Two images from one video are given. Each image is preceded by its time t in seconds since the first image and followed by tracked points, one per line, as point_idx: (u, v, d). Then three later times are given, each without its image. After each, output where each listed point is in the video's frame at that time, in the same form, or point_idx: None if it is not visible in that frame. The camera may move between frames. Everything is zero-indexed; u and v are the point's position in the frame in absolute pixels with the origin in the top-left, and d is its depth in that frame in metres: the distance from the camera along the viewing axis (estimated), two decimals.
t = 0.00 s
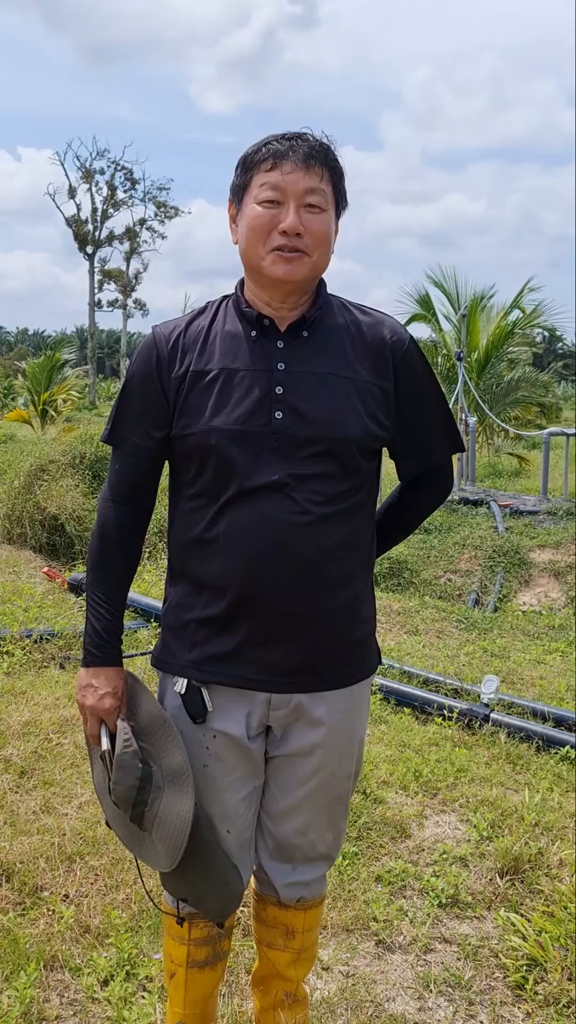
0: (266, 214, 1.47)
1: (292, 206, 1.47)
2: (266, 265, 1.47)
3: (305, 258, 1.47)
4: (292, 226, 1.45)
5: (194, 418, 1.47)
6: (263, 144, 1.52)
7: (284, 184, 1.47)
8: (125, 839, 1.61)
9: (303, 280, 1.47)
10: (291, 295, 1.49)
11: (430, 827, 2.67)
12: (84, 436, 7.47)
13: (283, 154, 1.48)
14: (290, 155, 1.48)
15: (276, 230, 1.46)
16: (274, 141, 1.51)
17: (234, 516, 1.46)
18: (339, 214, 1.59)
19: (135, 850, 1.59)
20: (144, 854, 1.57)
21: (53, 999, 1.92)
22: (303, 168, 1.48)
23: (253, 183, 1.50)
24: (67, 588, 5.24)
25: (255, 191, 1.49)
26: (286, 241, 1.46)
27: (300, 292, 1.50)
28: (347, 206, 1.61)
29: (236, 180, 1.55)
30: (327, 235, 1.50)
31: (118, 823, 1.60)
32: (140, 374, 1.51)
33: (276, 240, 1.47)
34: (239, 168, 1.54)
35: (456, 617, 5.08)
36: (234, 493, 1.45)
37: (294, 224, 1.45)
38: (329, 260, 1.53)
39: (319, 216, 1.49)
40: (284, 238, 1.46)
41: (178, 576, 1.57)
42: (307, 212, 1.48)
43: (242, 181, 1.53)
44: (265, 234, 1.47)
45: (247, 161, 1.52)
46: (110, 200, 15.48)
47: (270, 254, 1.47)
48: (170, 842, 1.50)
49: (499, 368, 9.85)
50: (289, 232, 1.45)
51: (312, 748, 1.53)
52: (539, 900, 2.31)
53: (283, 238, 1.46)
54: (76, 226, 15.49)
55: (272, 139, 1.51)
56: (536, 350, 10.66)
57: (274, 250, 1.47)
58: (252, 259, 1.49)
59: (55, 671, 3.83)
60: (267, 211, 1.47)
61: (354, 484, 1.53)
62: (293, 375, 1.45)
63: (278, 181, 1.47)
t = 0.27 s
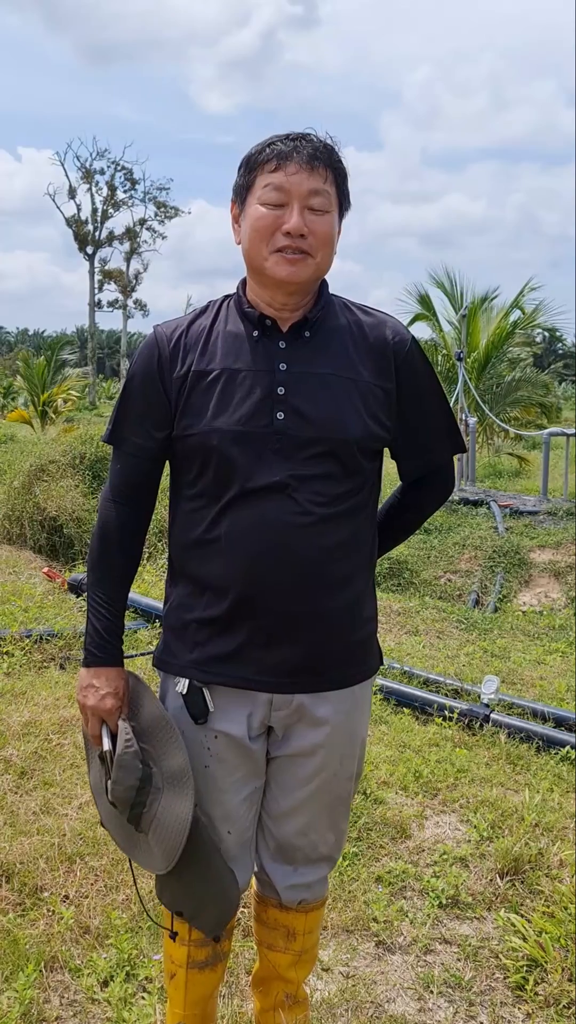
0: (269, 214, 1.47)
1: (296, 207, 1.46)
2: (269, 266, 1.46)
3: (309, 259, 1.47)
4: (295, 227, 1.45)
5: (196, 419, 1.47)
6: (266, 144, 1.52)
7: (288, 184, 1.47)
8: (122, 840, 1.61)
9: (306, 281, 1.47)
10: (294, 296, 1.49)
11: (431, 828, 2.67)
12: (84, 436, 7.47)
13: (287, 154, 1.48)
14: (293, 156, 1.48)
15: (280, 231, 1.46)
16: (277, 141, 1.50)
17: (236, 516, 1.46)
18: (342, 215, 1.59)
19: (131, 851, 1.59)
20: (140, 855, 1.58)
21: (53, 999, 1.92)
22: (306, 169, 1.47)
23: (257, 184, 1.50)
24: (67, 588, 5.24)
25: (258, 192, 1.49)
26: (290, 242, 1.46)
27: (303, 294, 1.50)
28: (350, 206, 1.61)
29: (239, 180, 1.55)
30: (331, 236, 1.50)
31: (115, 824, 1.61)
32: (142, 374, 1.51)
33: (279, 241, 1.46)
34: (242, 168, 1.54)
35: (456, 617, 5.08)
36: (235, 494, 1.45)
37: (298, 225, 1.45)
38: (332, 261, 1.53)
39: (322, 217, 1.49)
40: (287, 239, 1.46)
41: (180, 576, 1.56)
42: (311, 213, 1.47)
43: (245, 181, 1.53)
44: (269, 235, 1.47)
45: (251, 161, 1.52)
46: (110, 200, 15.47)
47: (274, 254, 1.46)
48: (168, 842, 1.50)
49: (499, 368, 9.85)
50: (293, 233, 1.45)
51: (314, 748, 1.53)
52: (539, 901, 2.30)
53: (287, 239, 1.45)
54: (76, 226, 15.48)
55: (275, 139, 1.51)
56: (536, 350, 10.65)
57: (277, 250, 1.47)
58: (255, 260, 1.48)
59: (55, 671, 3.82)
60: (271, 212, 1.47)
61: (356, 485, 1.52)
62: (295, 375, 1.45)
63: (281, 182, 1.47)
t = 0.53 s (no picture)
0: (272, 215, 1.47)
1: (298, 208, 1.47)
2: (271, 267, 1.46)
3: (311, 260, 1.47)
4: (298, 228, 1.45)
5: (197, 418, 1.47)
6: (269, 144, 1.52)
7: (290, 185, 1.47)
8: (111, 841, 1.59)
9: (308, 282, 1.47)
10: (295, 298, 1.49)
11: (430, 829, 2.67)
12: (84, 436, 7.47)
13: (290, 156, 1.48)
14: (296, 157, 1.47)
15: (282, 232, 1.46)
16: (280, 141, 1.50)
17: (237, 516, 1.46)
18: (345, 216, 1.59)
19: (120, 852, 1.58)
20: (129, 857, 1.56)
21: (52, 999, 1.92)
22: (309, 170, 1.47)
23: (259, 185, 1.50)
24: (67, 589, 5.24)
25: (261, 193, 1.49)
26: (292, 243, 1.46)
27: (305, 295, 1.50)
28: (353, 208, 1.61)
29: (242, 181, 1.55)
30: (333, 237, 1.50)
31: (105, 823, 1.59)
32: (143, 373, 1.50)
33: (282, 243, 1.46)
34: (245, 169, 1.54)
35: (456, 617, 5.08)
36: (237, 494, 1.45)
37: (301, 227, 1.45)
38: (335, 262, 1.52)
39: (324, 219, 1.49)
40: (290, 241, 1.46)
41: (181, 576, 1.56)
42: (313, 215, 1.47)
43: (248, 182, 1.53)
44: (271, 236, 1.46)
45: (254, 162, 1.52)
46: (110, 200, 15.46)
47: (276, 256, 1.46)
48: (159, 845, 1.48)
49: (499, 369, 9.85)
50: (295, 234, 1.45)
51: (315, 748, 1.53)
52: (539, 902, 2.30)
53: (289, 240, 1.46)
54: (76, 226, 15.48)
55: (278, 140, 1.51)
56: (536, 350, 10.65)
57: (279, 252, 1.47)
58: (257, 261, 1.48)
59: (54, 671, 3.82)
60: (273, 213, 1.47)
61: (357, 485, 1.52)
62: (297, 375, 1.45)
63: (284, 183, 1.47)
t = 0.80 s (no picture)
0: (275, 216, 1.47)
1: (302, 209, 1.46)
2: (275, 268, 1.46)
3: (314, 261, 1.47)
4: (301, 228, 1.45)
5: (200, 418, 1.47)
6: (273, 145, 1.52)
7: (294, 186, 1.47)
8: (106, 841, 1.60)
9: (312, 283, 1.47)
10: (299, 299, 1.49)
11: (430, 829, 2.67)
12: (84, 436, 7.46)
13: (294, 156, 1.48)
14: (300, 158, 1.47)
15: (285, 233, 1.46)
16: (283, 142, 1.50)
17: (239, 517, 1.45)
18: (348, 217, 1.59)
19: (114, 853, 1.58)
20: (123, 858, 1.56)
21: (51, 1000, 1.92)
22: (313, 171, 1.47)
23: (263, 186, 1.50)
24: (67, 589, 5.24)
25: (264, 194, 1.49)
26: (295, 244, 1.46)
27: (309, 296, 1.50)
28: (356, 209, 1.61)
29: (245, 182, 1.55)
30: (337, 238, 1.50)
31: (100, 823, 1.59)
32: (147, 371, 1.50)
33: (285, 243, 1.46)
34: (248, 170, 1.54)
35: (456, 618, 5.08)
36: (239, 494, 1.45)
37: (304, 228, 1.45)
38: (338, 263, 1.53)
39: (328, 219, 1.49)
40: (293, 241, 1.46)
41: (184, 576, 1.56)
42: (317, 216, 1.47)
43: (251, 183, 1.53)
44: (274, 237, 1.46)
45: (257, 163, 1.52)
46: (110, 200, 15.45)
47: (279, 257, 1.46)
48: (156, 843, 1.48)
49: (499, 369, 9.84)
50: (299, 234, 1.45)
51: (316, 748, 1.53)
52: (539, 902, 2.30)
53: (292, 241, 1.46)
54: (76, 227, 15.47)
55: (282, 141, 1.51)
56: (536, 351, 10.65)
57: (283, 252, 1.47)
58: (261, 262, 1.48)
59: (54, 671, 3.82)
60: (276, 214, 1.47)
61: (359, 484, 1.52)
62: (300, 375, 1.45)
63: (288, 184, 1.47)
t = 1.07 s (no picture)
0: (285, 215, 1.47)
1: (311, 208, 1.46)
2: (284, 268, 1.46)
3: (323, 262, 1.47)
4: (311, 228, 1.45)
5: (207, 418, 1.47)
6: (281, 143, 1.51)
7: (303, 186, 1.46)
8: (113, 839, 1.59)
9: (320, 283, 1.47)
10: (307, 299, 1.49)
11: (431, 829, 2.67)
12: (85, 436, 7.46)
13: (303, 156, 1.47)
14: (309, 158, 1.47)
15: (295, 234, 1.46)
16: (292, 140, 1.50)
17: (247, 516, 1.45)
18: (355, 215, 1.59)
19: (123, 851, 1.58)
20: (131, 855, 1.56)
21: (53, 1000, 1.92)
22: (322, 171, 1.47)
23: (271, 185, 1.49)
24: (68, 588, 5.24)
25: (273, 193, 1.48)
26: (305, 244, 1.46)
27: (316, 295, 1.50)
28: (363, 207, 1.61)
29: (253, 180, 1.54)
30: (345, 237, 1.50)
31: (107, 824, 1.60)
32: (154, 370, 1.49)
33: (294, 244, 1.46)
34: (256, 167, 1.53)
35: (457, 618, 5.08)
36: (247, 493, 1.44)
37: (314, 229, 1.45)
38: (345, 262, 1.53)
39: (336, 219, 1.49)
40: (302, 242, 1.46)
41: (189, 574, 1.56)
42: (326, 216, 1.47)
43: (260, 181, 1.52)
44: (283, 238, 1.46)
45: (265, 161, 1.51)
46: (111, 200, 15.43)
47: (288, 257, 1.46)
48: (166, 840, 1.49)
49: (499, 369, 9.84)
50: (308, 235, 1.45)
51: (321, 747, 1.53)
52: (540, 902, 2.30)
53: (302, 241, 1.45)
54: (77, 227, 15.46)
55: (290, 139, 1.50)
56: (537, 351, 10.65)
57: (292, 252, 1.47)
58: (269, 262, 1.48)
59: (55, 671, 3.82)
60: (286, 213, 1.46)
61: (365, 483, 1.52)
62: (307, 374, 1.45)
63: (297, 183, 1.46)
